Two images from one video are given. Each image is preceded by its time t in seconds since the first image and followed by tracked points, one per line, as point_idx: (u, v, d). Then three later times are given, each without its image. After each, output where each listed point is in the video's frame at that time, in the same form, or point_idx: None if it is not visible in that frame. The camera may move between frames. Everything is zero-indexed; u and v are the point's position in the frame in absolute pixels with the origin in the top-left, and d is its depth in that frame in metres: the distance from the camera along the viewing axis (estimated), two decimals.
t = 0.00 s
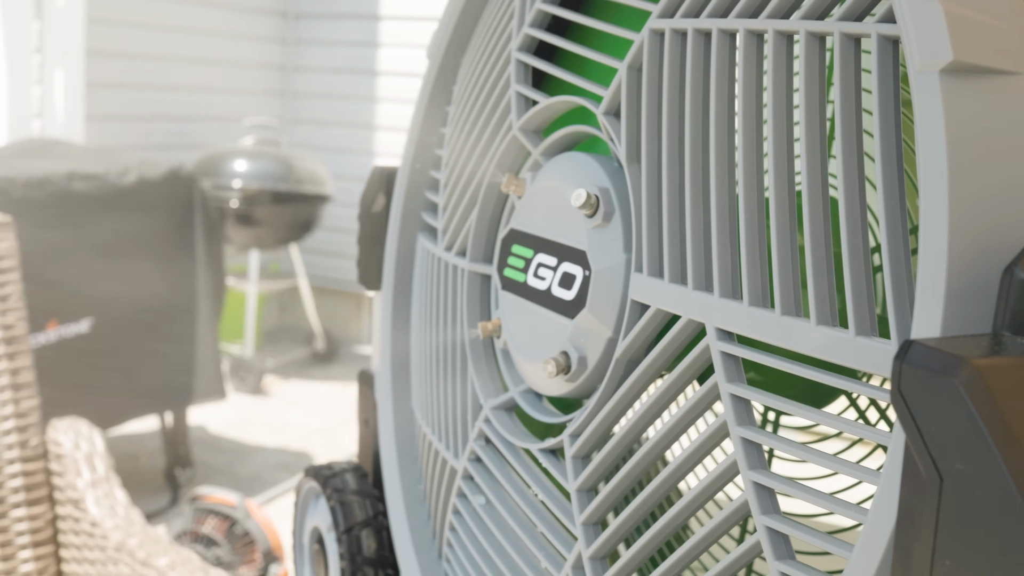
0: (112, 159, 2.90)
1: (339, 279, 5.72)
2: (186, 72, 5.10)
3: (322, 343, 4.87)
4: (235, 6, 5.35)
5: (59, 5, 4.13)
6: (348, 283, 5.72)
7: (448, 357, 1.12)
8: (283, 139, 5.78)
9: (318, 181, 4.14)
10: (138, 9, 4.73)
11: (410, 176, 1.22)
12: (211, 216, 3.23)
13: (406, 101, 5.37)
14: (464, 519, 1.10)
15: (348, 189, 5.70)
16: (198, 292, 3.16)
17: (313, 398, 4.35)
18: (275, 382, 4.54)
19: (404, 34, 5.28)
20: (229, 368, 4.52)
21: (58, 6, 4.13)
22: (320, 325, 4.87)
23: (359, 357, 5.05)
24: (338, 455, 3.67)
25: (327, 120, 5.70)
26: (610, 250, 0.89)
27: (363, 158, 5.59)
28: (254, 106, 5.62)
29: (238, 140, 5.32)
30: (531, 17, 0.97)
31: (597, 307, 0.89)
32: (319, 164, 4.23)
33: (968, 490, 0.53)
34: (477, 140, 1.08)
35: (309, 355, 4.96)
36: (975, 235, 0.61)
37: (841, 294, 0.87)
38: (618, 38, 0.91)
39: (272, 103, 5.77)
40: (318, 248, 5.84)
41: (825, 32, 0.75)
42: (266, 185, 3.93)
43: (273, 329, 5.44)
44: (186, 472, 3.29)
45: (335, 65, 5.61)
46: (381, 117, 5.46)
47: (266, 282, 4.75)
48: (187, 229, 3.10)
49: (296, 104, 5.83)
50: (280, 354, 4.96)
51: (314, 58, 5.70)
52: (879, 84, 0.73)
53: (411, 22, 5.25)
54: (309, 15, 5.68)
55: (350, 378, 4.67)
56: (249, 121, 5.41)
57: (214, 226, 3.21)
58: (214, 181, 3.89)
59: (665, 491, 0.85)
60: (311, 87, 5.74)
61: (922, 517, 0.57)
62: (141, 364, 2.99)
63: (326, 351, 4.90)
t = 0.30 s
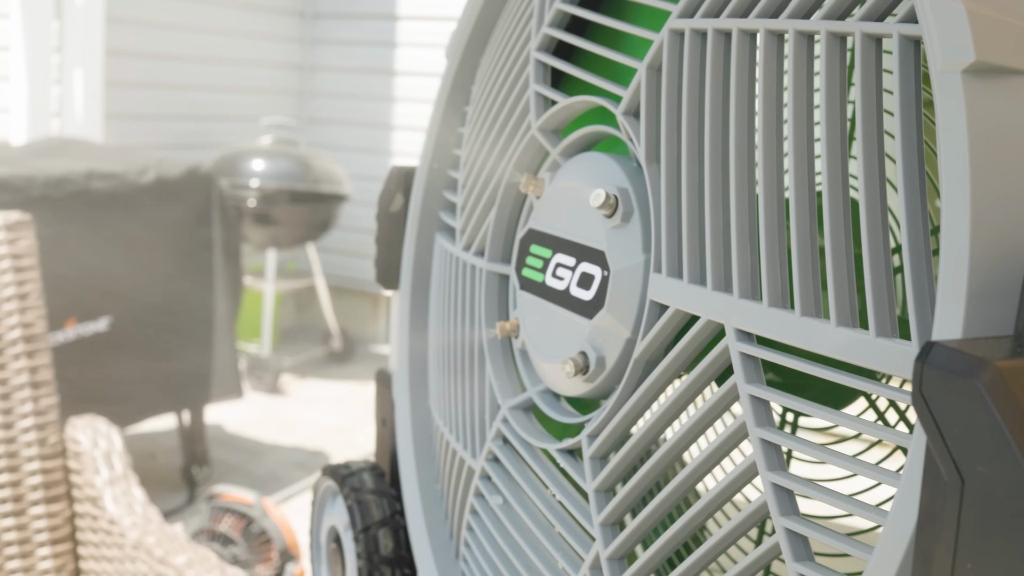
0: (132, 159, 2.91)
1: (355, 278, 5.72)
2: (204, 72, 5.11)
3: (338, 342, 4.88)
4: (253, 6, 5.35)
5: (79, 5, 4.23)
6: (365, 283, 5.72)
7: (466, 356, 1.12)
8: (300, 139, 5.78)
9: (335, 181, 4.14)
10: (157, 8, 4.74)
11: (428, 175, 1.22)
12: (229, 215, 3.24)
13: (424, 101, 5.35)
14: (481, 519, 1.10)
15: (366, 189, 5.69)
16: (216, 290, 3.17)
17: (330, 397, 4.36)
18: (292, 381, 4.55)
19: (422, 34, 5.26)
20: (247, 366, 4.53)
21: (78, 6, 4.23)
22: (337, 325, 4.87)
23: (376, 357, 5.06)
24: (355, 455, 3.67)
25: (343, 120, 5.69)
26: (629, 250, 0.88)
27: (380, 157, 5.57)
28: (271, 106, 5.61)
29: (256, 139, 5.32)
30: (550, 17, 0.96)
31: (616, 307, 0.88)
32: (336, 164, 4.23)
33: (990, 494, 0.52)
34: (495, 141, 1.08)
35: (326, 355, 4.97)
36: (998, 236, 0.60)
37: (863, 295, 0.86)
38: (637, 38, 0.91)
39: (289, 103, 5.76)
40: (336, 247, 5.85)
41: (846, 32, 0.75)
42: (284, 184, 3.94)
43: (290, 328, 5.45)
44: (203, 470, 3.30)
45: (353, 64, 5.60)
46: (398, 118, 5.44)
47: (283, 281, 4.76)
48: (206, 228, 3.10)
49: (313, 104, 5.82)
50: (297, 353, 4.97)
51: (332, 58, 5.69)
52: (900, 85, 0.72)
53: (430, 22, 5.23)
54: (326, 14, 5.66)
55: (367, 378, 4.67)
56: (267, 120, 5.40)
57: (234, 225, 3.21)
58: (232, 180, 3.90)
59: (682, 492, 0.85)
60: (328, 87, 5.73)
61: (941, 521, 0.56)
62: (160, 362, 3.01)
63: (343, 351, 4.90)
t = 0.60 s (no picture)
0: (148, 158, 2.92)
1: (370, 278, 5.72)
2: (220, 71, 5.11)
3: (352, 342, 4.88)
4: (269, 6, 5.35)
5: (95, 5, 4.31)
6: (380, 283, 5.72)
7: (481, 356, 1.12)
8: (315, 139, 5.78)
9: (350, 180, 4.15)
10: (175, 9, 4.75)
11: (444, 175, 1.22)
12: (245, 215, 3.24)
13: (439, 101, 5.34)
14: (495, 519, 1.10)
15: (381, 189, 5.68)
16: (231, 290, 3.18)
17: (344, 397, 4.36)
18: (307, 381, 4.56)
19: (438, 34, 5.24)
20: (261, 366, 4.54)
21: (95, 6, 4.31)
22: (351, 324, 4.88)
23: (390, 357, 5.06)
24: (369, 455, 3.67)
25: (358, 120, 5.69)
26: (644, 250, 0.88)
27: (395, 157, 5.56)
28: (286, 106, 5.60)
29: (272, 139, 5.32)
30: (565, 17, 0.96)
31: (631, 307, 0.88)
32: (351, 163, 4.23)
33: (1005, 494, 0.52)
34: (511, 141, 1.08)
35: (340, 354, 4.97)
36: (1020, 236, 0.60)
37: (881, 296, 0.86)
38: (653, 38, 0.91)
39: (304, 102, 5.76)
40: (350, 247, 5.84)
41: (863, 32, 0.74)
42: (299, 184, 3.94)
43: (304, 328, 5.46)
44: (217, 469, 3.31)
45: (368, 65, 5.59)
46: (414, 117, 5.43)
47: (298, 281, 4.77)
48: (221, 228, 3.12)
49: (329, 103, 5.81)
50: (311, 353, 4.98)
51: (347, 58, 5.69)
52: (917, 85, 0.71)
53: (446, 22, 5.22)
54: (342, 14, 5.66)
55: (381, 378, 4.67)
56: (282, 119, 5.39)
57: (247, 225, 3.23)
58: (247, 180, 3.90)
59: (696, 492, 0.85)
60: (343, 87, 5.72)
61: (957, 523, 0.56)
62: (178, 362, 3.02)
63: (357, 351, 4.91)
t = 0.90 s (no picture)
0: (151, 157, 2.94)
1: (374, 277, 5.71)
2: (224, 70, 5.12)
3: (356, 341, 4.88)
4: (274, 5, 5.35)
5: (100, 5, 4.29)
6: (383, 282, 5.71)
7: (484, 356, 1.12)
8: (320, 138, 5.78)
9: (355, 180, 4.15)
10: (179, 10, 4.77)
11: (447, 174, 1.22)
12: (247, 214, 3.24)
13: (444, 100, 5.32)
14: (498, 519, 1.10)
15: (385, 188, 5.67)
16: (236, 289, 3.18)
17: (348, 396, 4.37)
18: (311, 380, 4.57)
19: (442, 33, 5.23)
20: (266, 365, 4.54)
21: (99, 6, 4.29)
22: (355, 323, 4.87)
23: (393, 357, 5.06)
24: (371, 454, 3.67)
25: (362, 120, 5.68)
26: (648, 250, 0.88)
27: (399, 156, 5.56)
28: (290, 105, 5.59)
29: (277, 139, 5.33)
30: (570, 17, 0.96)
31: (634, 306, 0.88)
32: (355, 163, 4.23)
33: (1008, 495, 0.52)
34: (515, 141, 1.08)
35: (345, 354, 4.97)
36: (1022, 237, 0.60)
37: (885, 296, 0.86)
38: (657, 37, 0.91)
39: (309, 101, 5.76)
40: (354, 246, 5.83)
41: (867, 32, 0.74)
42: (302, 183, 3.94)
43: (308, 327, 5.47)
44: (221, 469, 3.31)
45: (373, 64, 5.59)
46: (418, 117, 5.42)
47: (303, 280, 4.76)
48: (224, 227, 3.13)
49: (334, 103, 5.81)
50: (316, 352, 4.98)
51: (352, 56, 5.68)
52: (922, 85, 0.71)
53: (450, 21, 5.20)
54: (347, 13, 5.65)
55: (385, 377, 4.68)
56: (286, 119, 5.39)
57: (250, 223, 3.25)
58: (251, 179, 3.91)
59: (699, 493, 0.84)
60: (347, 86, 5.73)
61: (959, 524, 0.56)
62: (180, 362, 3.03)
63: (360, 350, 4.90)
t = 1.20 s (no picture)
0: (153, 158, 2.92)
1: (375, 277, 5.71)
2: (224, 70, 5.11)
3: (357, 341, 4.87)
4: (278, 6, 5.37)
5: (103, 5, 4.24)
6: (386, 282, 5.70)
7: (487, 356, 1.12)
8: (322, 138, 5.77)
9: (357, 180, 4.16)
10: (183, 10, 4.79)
11: (450, 175, 1.22)
12: (249, 215, 3.22)
13: (446, 100, 5.31)
14: (501, 519, 1.10)
15: (387, 188, 5.66)
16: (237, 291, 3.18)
17: (351, 397, 4.35)
18: (312, 379, 4.57)
19: (445, 33, 5.21)
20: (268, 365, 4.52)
21: (102, 6, 4.24)
22: (356, 323, 4.86)
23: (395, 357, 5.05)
24: (373, 455, 3.65)
25: (365, 120, 5.67)
26: (650, 250, 0.88)
27: (400, 156, 5.55)
28: (292, 105, 5.60)
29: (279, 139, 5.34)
30: (572, 17, 0.96)
31: (637, 307, 0.88)
32: (357, 163, 4.23)
33: (1013, 496, 0.52)
34: (518, 141, 1.08)
35: (346, 354, 4.96)
36: None
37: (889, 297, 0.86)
38: (659, 37, 0.91)
39: (310, 102, 5.75)
40: (354, 246, 5.80)
41: (872, 32, 0.74)
42: (305, 183, 3.94)
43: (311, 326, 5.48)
44: (222, 467, 3.29)
45: (374, 64, 5.57)
46: (420, 117, 5.42)
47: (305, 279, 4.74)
48: (224, 227, 3.12)
49: (335, 103, 5.81)
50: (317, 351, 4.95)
51: (353, 57, 5.66)
52: (926, 86, 0.71)
53: (451, 21, 5.18)
54: (349, 13, 5.63)
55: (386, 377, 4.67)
56: (289, 119, 5.42)
57: (252, 224, 3.23)
58: (253, 179, 3.91)
59: (703, 494, 0.84)
60: (348, 87, 5.73)
61: (965, 526, 0.56)
62: (181, 361, 3.02)
63: (362, 350, 4.88)
